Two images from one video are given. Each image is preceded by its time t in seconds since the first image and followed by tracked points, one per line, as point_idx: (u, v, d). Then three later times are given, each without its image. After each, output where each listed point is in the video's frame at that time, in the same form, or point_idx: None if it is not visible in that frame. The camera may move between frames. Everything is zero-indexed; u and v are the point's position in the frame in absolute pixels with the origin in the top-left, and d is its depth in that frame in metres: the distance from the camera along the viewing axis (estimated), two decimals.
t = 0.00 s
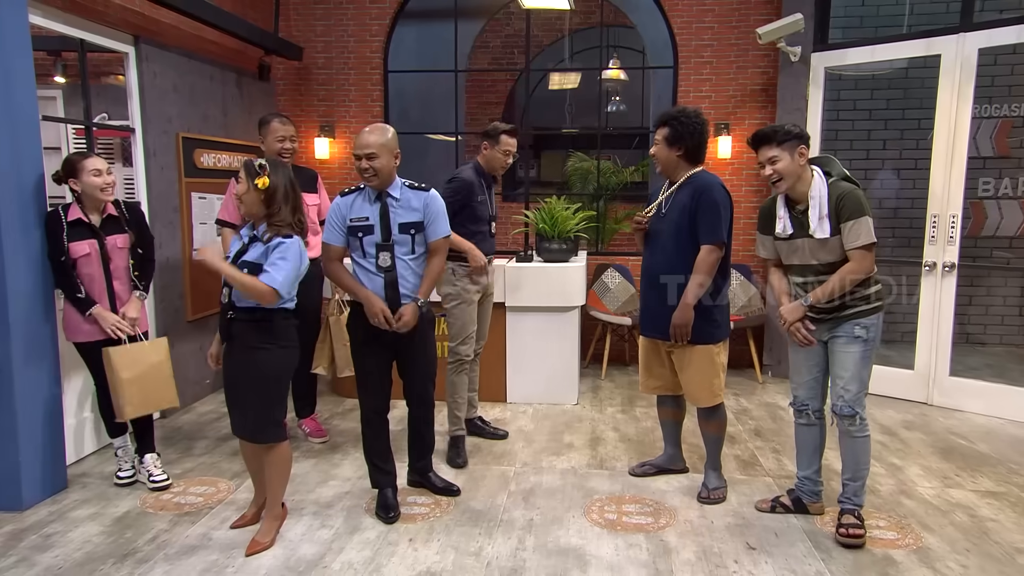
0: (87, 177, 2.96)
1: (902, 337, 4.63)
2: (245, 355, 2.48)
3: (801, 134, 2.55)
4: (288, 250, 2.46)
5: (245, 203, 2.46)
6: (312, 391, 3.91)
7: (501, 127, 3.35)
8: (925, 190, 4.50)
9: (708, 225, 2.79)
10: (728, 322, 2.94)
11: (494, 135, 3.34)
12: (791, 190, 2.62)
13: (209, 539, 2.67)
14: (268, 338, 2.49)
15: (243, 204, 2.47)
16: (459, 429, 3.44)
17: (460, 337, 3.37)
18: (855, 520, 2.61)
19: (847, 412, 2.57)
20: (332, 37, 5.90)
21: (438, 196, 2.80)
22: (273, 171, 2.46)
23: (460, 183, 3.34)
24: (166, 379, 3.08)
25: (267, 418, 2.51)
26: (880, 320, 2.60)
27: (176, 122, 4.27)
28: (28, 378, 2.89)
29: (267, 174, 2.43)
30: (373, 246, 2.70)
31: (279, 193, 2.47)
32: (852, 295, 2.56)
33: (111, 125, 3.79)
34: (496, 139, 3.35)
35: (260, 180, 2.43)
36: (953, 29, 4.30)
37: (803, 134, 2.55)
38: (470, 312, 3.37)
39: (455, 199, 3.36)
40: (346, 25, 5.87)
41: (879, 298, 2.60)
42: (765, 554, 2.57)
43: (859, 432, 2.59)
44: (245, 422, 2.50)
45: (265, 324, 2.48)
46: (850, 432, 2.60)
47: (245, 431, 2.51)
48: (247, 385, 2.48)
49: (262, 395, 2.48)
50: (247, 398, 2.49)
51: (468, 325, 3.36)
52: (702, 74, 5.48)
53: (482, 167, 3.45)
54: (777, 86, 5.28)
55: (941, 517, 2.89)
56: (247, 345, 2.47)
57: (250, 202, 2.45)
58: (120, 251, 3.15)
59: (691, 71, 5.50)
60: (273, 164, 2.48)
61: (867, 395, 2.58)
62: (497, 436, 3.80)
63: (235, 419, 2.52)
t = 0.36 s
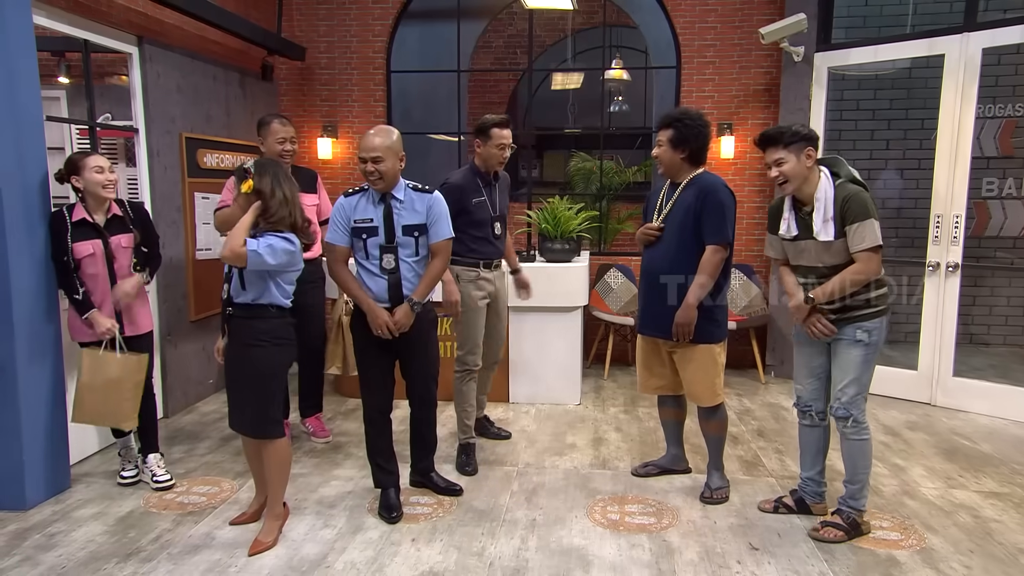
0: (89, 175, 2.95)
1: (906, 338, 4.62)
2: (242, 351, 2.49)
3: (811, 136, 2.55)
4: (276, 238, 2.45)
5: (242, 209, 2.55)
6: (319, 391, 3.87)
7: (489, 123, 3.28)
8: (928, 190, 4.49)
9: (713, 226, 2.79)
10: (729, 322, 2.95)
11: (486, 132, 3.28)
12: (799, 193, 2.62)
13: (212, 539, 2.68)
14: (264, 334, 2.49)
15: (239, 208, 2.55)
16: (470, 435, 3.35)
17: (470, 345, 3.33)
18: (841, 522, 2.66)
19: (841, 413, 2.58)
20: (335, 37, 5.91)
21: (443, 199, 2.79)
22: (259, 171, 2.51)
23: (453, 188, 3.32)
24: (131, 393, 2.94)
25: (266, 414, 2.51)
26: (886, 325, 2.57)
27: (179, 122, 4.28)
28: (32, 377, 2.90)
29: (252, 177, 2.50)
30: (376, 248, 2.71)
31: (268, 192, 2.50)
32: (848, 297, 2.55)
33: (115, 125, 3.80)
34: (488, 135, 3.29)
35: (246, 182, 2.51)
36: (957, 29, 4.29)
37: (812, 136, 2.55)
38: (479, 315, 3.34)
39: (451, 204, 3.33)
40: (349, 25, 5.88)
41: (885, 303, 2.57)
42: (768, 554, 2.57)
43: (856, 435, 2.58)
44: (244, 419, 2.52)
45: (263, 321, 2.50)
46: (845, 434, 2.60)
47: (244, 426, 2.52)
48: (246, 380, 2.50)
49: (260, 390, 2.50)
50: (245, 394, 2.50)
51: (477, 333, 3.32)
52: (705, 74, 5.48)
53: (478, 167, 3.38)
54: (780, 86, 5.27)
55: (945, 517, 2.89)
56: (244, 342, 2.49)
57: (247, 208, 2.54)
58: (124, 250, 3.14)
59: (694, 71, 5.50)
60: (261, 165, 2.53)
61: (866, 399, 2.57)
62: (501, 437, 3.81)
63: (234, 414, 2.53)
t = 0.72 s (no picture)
0: (86, 173, 2.93)
1: (906, 338, 4.62)
2: (236, 348, 2.49)
3: (854, 129, 2.52)
4: (275, 233, 2.47)
5: (240, 208, 2.57)
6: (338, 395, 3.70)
7: (485, 121, 3.23)
8: (928, 190, 4.49)
9: (732, 226, 2.80)
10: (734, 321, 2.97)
11: (484, 130, 3.23)
12: (823, 182, 2.63)
13: (212, 539, 2.68)
14: (258, 331, 2.50)
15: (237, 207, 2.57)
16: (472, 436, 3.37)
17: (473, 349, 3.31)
18: (842, 523, 2.66)
19: (841, 421, 2.59)
20: (335, 37, 5.91)
21: (449, 197, 2.80)
22: (258, 171, 2.53)
23: (455, 189, 3.26)
24: (105, 407, 2.91)
25: (263, 408, 2.51)
26: (881, 331, 2.56)
27: (179, 122, 4.28)
28: (33, 377, 2.90)
29: (252, 177, 2.52)
30: (383, 245, 2.72)
31: (267, 192, 2.53)
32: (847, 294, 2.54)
33: (115, 125, 3.80)
34: (486, 133, 3.24)
35: (245, 184, 2.52)
36: (957, 29, 4.29)
37: (853, 127, 2.52)
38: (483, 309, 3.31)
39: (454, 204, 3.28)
40: (350, 25, 5.88)
41: (884, 309, 2.55)
42: (769, 554, 2.57)
43: (856, 441, 2.59)
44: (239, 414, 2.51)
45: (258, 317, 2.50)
46: (845, 440, 2.61)
47: (239, 421, 2.52)
48: (242, 375, 2.50)
49: (256, 385, 2.50)
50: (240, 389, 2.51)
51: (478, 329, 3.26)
52: (705, 74, 5.48)
53: (481, 167, 3.33)
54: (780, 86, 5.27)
55: (945, 517, 2.89)
56: (238, 338, 2.49)
57: (246, 209, 2.56)
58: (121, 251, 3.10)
59: (694, 71, 5.50)
60: (258, 164, 2.54)
61: (865, 406, 2.58)
62: (517, 438, 3.76)
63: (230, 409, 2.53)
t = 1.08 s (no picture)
0: (88, 172, 2.94)
1: (906, 338, 4.62)
2: (234, 345, 2.51)
3: (899, 132, 2.47)
4: (273, 230, 2.49)
5: (235, 207, 2.55)
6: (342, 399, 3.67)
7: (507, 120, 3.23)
8: (928, 190, 4.49)
9: (740, 228, 2.80)
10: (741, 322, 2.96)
11: (507, 128, 3.22)
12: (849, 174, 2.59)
13: (212, 539, 2.68)
14: (257, 328, 2.52)
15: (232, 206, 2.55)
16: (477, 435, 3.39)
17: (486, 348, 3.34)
18: (842, 522, 2.67)
19: (835, 422, 2.60)
20: (335, 37, 5.91)
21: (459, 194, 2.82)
22: (254, 171, 2.52)
23: (472, 183, 3.33)
24: (104, 408, 2.92)
25: (257, 405, 2.52)
26: (875, 335, 2.54)
27: (179, 122, 4.28)
28: (33, 377, 2.90)
29: (248, 176, 2.50)
30: (393, 242, 2.73)
31: (265, 190, 2.53)
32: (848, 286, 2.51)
33: (115, 125, 3.80)
34: (507, 132, 3.24)
35: (242, 184, 2.49)
36: (957, 29, 4.29)
37: (899, 127, 2.46)
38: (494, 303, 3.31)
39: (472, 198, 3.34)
40: (350, 26, 5.88)
41: (879, 312, 2.54)
42: (769, 554, 2.57)
43: (851, 442, 2.59)
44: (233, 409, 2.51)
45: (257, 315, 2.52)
46: (840, 442, 2.61)
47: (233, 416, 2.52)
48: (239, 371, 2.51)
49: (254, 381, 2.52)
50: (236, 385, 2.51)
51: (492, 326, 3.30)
52: (705, 74, 5.48)
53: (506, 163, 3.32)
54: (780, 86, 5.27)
55: (945, 518, 2.89)
56: (236, 335, 2.51)
57: (241, 208, 2.54)
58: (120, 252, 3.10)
59: (694, 72, 5.50)
60: (253, 164, 2.53)
61: (859, 407, 2.57)
62: (548, 454, 3.53)
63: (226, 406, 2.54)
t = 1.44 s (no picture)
0: (82, 169, 2.94)
1: (905, 338, 4.62)
2: (228, 346, 2.53)
3: (938, 146, 2.42)
4: (265, 230, 2.50)
5: (226, 207, 2.57)
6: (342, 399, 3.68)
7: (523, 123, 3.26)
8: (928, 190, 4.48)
9: (737, 227, 2.80)
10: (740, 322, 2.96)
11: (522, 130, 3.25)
12: (874, 176, 2.54)
13: (212, 539, 2.68)
14: (253, 329, 2.54)
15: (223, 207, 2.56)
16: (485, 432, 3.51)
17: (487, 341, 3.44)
18: (842, 523, 2.67)
19: (835, 423, 2.60)
20: (335, 37, 5.91)
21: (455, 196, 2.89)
22: (245, 171, 2.53)
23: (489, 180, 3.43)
24: (86, 411, 2.91)
25: (247, 405, 2.53)
26: (877, 336, 2.55)
27: (179, 122, 4.28)
28: (33, 377, 2.90)
29: (240, 177, 2.52)
30: (399, 242, 2.72)
31: (255, 191, 2.54)
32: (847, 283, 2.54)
33: (115, 125, 3.80)
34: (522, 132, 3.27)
35: (233, 184, 2.51)
36: (957, 29, 4.29)
37: (937, 143, 2.42)
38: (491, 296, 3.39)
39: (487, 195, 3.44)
40: (350, 26, 5.88)
41: (881, 313, 2.54)
42: (769, 555, 2.57)
43: (850, 444, 2.59)
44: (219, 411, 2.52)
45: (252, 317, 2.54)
46: (839, 443, 2.61)
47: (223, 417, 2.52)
48: (231, 374, 2.52)
49: (246, 383, 2.53)
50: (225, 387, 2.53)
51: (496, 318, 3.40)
52: (705, 74, 5.48)
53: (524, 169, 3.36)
54: (780, 86, 5.27)
55: (945, 518, 2.89)
56: (230, 337, 2.52)
57: (232, 208, 2.55)
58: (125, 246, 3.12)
59: (694, 72, 5.50)
60: (244, 164, 2.55)
61: (859, 408, 2.58)
62: (548, 454, 3.53)
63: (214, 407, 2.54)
